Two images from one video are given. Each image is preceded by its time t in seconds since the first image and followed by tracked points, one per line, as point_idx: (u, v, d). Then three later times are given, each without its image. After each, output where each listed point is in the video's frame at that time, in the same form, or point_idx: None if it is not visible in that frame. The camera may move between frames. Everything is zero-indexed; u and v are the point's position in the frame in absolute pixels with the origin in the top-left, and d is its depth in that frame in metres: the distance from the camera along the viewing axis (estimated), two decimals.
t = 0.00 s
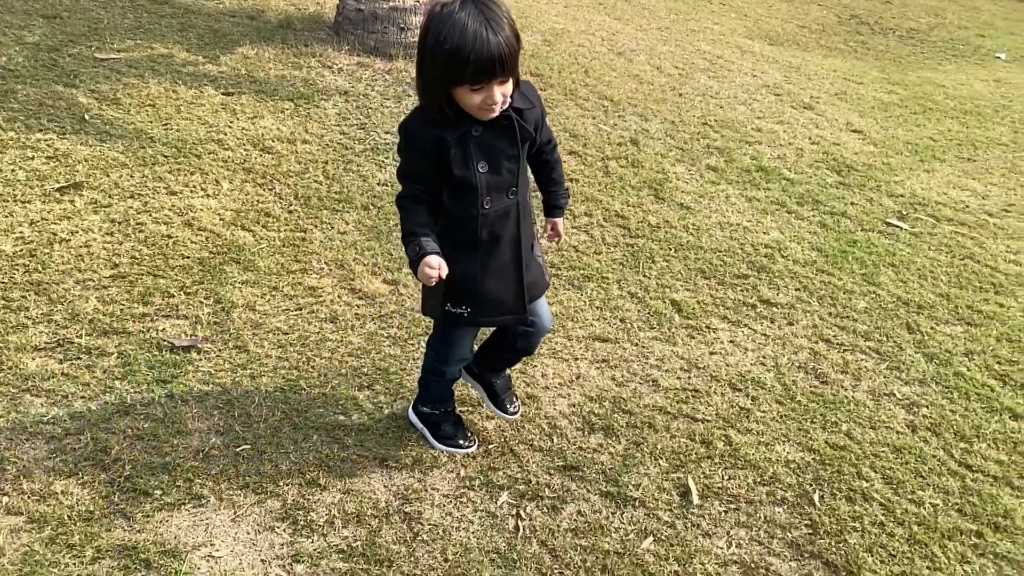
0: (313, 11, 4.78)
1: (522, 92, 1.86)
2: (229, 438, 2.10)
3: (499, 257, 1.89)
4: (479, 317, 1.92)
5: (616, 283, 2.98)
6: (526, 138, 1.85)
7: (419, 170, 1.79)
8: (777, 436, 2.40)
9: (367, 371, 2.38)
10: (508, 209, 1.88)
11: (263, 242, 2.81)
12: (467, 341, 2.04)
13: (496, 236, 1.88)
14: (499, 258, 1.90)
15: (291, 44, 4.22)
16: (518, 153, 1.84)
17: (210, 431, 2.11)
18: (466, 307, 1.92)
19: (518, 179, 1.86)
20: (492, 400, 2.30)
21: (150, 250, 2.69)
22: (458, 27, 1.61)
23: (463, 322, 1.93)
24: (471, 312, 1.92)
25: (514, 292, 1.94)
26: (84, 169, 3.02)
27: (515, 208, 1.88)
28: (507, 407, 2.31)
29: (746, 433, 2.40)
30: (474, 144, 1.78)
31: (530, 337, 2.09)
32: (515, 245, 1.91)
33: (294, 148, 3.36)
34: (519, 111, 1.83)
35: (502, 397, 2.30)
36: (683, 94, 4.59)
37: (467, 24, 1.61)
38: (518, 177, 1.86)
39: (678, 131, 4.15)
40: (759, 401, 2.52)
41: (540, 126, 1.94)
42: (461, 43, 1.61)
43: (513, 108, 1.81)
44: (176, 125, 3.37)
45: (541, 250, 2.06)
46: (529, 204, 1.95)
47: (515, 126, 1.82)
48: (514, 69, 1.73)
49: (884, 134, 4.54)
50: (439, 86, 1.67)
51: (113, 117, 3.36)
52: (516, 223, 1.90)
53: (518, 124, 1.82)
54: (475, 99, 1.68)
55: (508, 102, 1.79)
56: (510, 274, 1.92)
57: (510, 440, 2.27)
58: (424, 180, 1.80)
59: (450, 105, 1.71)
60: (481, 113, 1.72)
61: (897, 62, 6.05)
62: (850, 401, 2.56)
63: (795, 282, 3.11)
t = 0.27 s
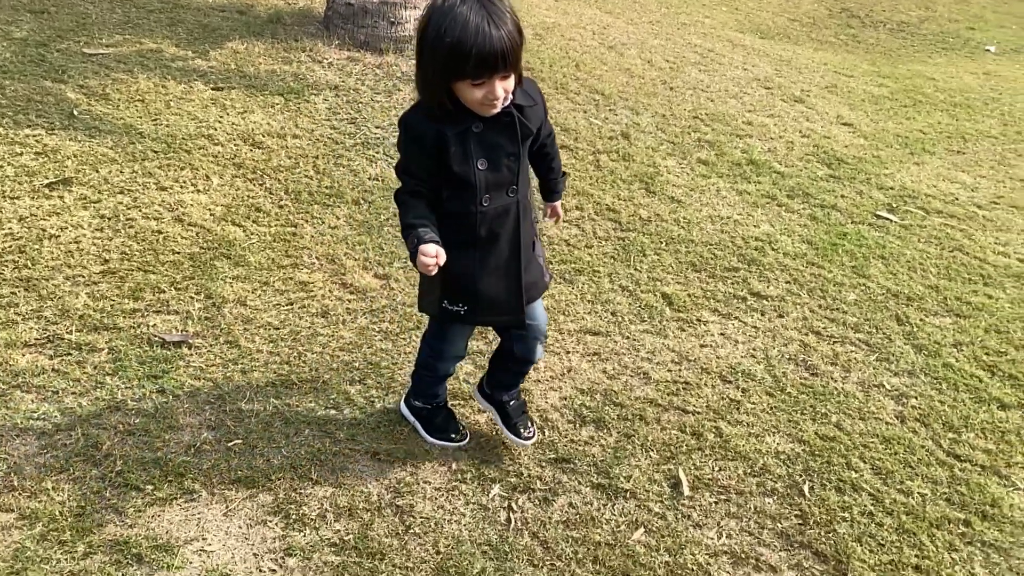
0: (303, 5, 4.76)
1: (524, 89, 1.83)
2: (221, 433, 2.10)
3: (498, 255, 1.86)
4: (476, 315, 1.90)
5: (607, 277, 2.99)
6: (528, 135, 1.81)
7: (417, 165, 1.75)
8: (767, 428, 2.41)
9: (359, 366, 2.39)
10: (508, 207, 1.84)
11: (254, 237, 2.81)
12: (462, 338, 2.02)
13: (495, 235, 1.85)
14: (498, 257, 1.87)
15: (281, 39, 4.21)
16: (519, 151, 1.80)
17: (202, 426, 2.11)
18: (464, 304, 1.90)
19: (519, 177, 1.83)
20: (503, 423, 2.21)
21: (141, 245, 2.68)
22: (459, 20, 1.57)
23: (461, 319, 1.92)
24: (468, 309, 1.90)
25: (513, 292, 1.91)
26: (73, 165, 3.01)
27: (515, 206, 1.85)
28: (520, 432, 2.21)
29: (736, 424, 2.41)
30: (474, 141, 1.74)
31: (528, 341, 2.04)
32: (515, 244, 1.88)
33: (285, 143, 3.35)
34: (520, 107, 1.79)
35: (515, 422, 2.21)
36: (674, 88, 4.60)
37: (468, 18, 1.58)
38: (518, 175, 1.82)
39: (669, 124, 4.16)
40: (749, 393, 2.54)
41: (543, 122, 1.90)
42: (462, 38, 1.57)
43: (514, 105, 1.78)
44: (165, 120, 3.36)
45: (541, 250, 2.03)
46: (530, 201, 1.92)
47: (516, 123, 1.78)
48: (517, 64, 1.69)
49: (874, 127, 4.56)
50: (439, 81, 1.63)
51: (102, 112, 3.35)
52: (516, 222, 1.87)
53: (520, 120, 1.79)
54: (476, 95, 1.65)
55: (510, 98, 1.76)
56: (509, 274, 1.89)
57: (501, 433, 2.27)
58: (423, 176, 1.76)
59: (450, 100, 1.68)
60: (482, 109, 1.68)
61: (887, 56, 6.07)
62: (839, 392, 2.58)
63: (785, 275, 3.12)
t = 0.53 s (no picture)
0: None
1: (526, 86, 1.80)
2: (211, 427, 2.10)
3: (497, 254, 1.85)
4: (474, 314, 1.89)
5: (597, 270, 3.00)
6: (530, 132, 1.79)
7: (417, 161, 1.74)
8: (755, 419, 2.43)
9: (349, 359, 2.39)
10: (508, 205, 1.82)
11: (243, 231, 2.81)
12: (455, 335, 2.02)
13: (494, 233, 1.83)
14: (497, 255, 1.85)
15: (270, 32, 4.19)
16: (520, 149, 1.77)
17: (191, 421, 2.11)
18: (460, 302, 1.89)
19: (519, 175, 1.80)
20: (514, 447, 2.14)
21: (129, 240, 2.68)
22: (460, 15, 1.55)
23: (457, 317, 1.90)
24: (465, 307, 1.89)
25: (512, 290, 1.89)
26: (60, 159, 3.00)
27: (515, 204, 1.83)
28: (530, 458, 2.12)
29: (725, 415, 2.43)
30: (474, 138, 1.72)
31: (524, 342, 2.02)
32: (514, 243, 1.86)
33: (274, 137, 3.34)
34: (522, 104, 1.77)
35: (527, 447, 2.13)
36: (664, 81, 4.61)
37: (469, 13, 1.55)
38: (519, 174, 1.80)
39: (658, 117, 4.16)
40: (738, 383, 2.55)
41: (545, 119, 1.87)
42: (463, 33, 1.55)
43: (516, 102, 1.75)
44: (153, 114, 3.35)
45: (541, 249, 2.01)
46: (531, 200, 1.89)
47: (519, 120, 1.76)
48: (520, 60, 1.66)
49: (862, 119, 4.58)
50: (440, 76, 1.61)
51: (89, 106, 3.33)
52: (516, 221, 1.84)
53: (522, 117, 1.76)
54: (477, 91, 1.63)
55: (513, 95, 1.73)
56: (508, 273, 1.87)
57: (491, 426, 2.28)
58: (422, 172, 1.74)
59: (450, 95, 1.66)
60: (483, 105, 1.66)
61: (876, 48, 6.09)
62: (827, 383, 2.60)
63: (774, 267, 3.14)
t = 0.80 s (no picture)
0: None
1: (529, 87, 1.79)
2: (200, 422, 2.10)
3: (497, 256, 1.84)
4: (473, 316, 1.88)
5: (586, 264, 3.01)
6: (533, 134, 1.78)
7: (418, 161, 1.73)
8: (743, 411, 2.45)
9: (338, 354, 2.39)
10: (510, 207, 1.81)
11: (232, 227, 2.80)
12: (448, 336, 2.01)
13: (496, 235, 1.82)
14: (497, 258, 1.84)
15: (258, 27, 4.18)
16: (523, 151, 1.76)
17: (181, 416, 2.11)
18: (459, 304, 1.87)
19: (521, 177, 1.79)
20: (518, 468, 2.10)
21: (117, 236, 2.67)
22: (460, 16, 1.55)
23: (457, 320, 1.89)
24: (464, 310, 1.88)
25: (512, 293, 1.88)
26: (47, 155, 2.99)
27: (517, 206, 1.82)
28: (534, 480, 2.07)
29: (713, 408, 2.45)
30: (477, 139, 1.71)
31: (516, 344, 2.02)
32: (514, 245, 1.85)
33: (262, 133, 3.34)
34: (525, 106, 1.76)
35: (530, 469, 2.08)
36: (653, 76, 4.62)
37: (470, 14, 1.55)
38: (521, 176, 1.79)
39: (647, 112, 4.18)
40: (726, 376, 2.57)
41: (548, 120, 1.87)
42: (464, 33, 1.55)
43: (519, 103, 1.74)
44: (141, 110, 3.33)
45: (541, 252, 2.00)
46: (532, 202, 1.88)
47: (522, 122, 1.74)
48: (522, 61, 1.66)
49: (851, 113, 4.60)
50: (441, 77, 1.60)
51: (76, 102, 3.32)
52: (517, 223, 1.83)
53: (525, 119, 1.75)
54: (480, 92, 1.62)
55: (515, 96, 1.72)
56: (508, 275, 1.87)
57: (481, 419, 2.29)
58: (422, 173, 1.73)
59: (452, 95, 1.65)
60: (485, 106, 1.66)
61: (864, 43, 6.12)
62: (815, 375, 2.62)
63: (762, 261, 3.15)
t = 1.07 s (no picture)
0: None
1: (534, 92, 1.80)
2: (191, 416, 2.11)
3: (500, 261, 1.82)
4: (475, 321, 1.86)
5: (577, 257, 3.02)
6: (537, 138, 1.78)
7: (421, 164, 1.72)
8: (733, 402, 2.46)
9: (329, 348, 2.39)
10: (514, 212, 1.80)
11: (222, 221, 2.80)
12: (445, 344, 2.00)
13: (499, 240, 1.80)
14: (500, 263, 1.83)
15: (248, 21, 4.16)
16: (528, 156, 1.76)
17: (171, 410, 2.12)
18: (461, 310, 1.85)
19: (526, 182, 1.79)
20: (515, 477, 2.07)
21: (107, 230, 2.66)
22: (464, 20, 1.55)
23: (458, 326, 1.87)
24: (466, 316, 1.86)
25: (515, 299, 1.87)
26: (36, 149, 2.98)
27: (521, 211, 1.81)
28: (531, 490, 2.04)
29: (703, 399, 2.46)
30: (481, 142, 1.71)
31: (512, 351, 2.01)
32: (518, 250, 1.84)
33: (253, 126, 3.33)
34: (529, 110, 1.76)
35: (528, 479, 2.05)
36: (644, 69, 4.62)
37: (474, 16, 1.55)
38: (526, 180, 1.78)
39: (638, 106, 4.18)
40: (716, 368, 2.59)
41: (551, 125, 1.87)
42: (469, 36, 1.55)
43: (523, 107, 1.75)
44: (130, 104, 3.32)
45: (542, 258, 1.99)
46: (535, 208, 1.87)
47: (526, 126, 1.75)
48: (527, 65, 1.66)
49: (841, 107, 4.61)
50: (445, 80, 1.60)
51: (65, 96, 3.30)
52: (522, 228, 1.82)
53: (529, 122, 1.75)
54: (484, 95, 1.62)
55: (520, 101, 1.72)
56: (512, 281, 1.85)
57: (472, 412, 2.30)
58: (425, 175, 1.73)
59: (456, 98, 1.65)
60: (489, 110, 1.65)
61: (855, 37, 6.13)
62: (804, 366, 2.64)
63: (752, 254, 3.17)
